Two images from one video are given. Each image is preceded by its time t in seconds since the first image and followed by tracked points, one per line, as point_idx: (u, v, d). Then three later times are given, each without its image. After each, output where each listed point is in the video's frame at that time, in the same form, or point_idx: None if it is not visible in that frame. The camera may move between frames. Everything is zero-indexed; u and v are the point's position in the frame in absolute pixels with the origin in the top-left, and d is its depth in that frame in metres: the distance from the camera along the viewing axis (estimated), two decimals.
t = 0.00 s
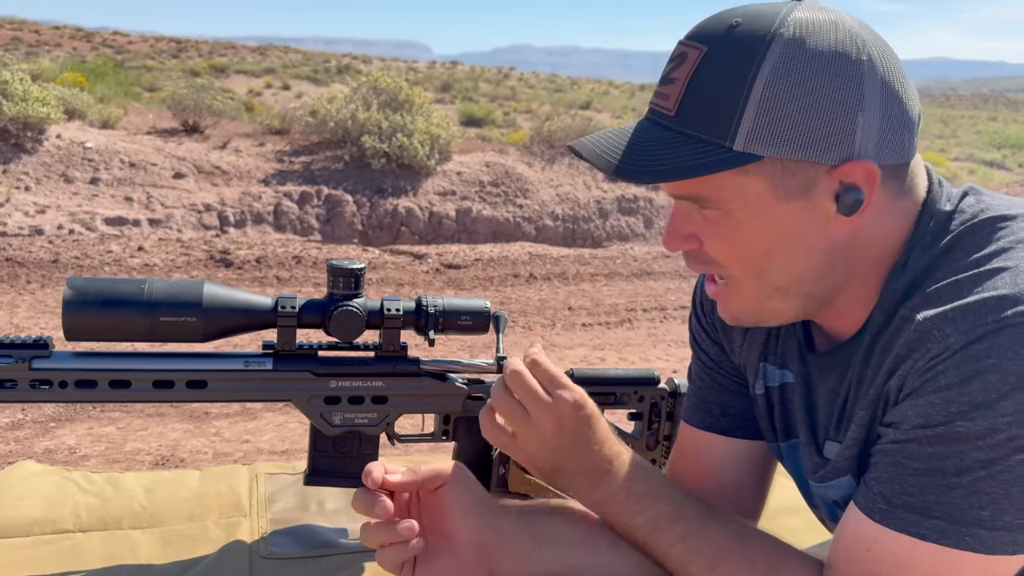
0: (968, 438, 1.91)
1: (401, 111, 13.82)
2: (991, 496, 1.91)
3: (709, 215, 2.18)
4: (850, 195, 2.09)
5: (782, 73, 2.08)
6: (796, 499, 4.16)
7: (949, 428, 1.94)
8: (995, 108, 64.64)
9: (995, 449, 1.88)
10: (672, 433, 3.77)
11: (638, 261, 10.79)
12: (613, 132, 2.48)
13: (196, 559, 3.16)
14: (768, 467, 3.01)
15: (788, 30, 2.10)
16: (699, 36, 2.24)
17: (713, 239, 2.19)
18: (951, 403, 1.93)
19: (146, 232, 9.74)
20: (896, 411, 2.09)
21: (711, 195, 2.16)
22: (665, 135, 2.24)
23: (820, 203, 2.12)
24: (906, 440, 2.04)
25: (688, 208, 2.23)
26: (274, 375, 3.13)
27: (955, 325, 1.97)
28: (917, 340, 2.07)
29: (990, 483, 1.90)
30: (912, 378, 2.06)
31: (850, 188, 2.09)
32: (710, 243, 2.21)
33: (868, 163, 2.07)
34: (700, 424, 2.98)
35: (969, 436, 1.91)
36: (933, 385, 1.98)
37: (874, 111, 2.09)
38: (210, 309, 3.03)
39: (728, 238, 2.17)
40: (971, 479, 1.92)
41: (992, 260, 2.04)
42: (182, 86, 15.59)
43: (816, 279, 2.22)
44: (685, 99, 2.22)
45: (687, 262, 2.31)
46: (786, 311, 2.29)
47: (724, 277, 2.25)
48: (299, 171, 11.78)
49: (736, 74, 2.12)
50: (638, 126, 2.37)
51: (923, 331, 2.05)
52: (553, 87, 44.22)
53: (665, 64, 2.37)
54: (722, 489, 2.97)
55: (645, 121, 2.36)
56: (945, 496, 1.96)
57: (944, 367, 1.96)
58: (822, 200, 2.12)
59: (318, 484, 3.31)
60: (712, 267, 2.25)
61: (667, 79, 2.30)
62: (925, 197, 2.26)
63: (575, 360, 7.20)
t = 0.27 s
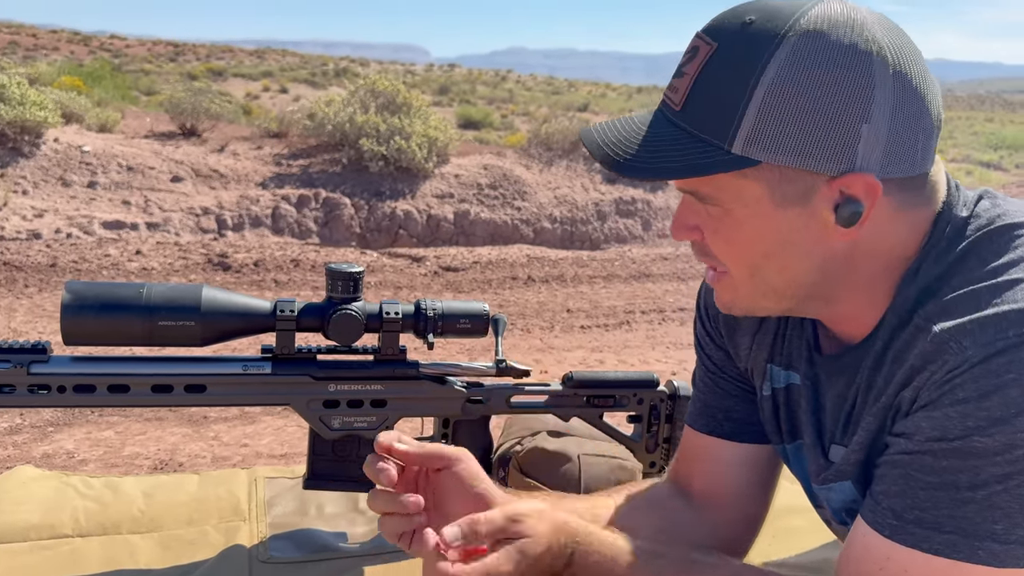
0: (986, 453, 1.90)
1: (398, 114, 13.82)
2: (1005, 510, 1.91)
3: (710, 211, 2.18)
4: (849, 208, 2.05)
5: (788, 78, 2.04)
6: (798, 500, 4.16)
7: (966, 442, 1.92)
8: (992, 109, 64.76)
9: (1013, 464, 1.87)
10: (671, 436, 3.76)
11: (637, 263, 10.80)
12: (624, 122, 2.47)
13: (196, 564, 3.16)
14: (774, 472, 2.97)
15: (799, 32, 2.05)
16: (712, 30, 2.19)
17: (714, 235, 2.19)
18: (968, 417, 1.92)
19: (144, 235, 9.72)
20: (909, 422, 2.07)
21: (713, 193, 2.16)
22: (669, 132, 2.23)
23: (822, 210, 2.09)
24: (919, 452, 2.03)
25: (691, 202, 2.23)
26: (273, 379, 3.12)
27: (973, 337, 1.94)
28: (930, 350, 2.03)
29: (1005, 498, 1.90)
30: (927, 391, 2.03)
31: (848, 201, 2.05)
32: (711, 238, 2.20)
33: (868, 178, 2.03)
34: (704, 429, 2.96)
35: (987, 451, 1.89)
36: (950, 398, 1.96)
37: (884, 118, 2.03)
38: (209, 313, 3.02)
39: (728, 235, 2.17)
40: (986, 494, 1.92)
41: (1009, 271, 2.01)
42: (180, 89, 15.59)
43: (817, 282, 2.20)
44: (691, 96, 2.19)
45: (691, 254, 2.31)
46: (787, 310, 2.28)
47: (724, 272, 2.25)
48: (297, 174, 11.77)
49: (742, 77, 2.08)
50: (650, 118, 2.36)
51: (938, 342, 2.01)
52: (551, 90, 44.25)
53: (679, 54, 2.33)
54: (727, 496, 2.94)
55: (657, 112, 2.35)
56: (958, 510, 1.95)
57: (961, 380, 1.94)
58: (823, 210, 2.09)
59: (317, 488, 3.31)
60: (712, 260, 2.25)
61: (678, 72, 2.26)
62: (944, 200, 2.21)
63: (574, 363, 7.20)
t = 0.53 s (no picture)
0: (997, 487, 1.68)
1: (396, 118, 13.82)
2: (1005, 546, 1.69)
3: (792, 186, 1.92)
4: (955, 202, 1.76)
5: (911, 47, 1.73)
6: (799, 505, 4.13)
7: (977, 472, 1.71)
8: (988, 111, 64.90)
9: None
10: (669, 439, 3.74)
11: (634, 266, 10.79)
12: (705, 79, 2.22)
13: (192, 571, 3.14)
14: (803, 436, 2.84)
15: None
16: None
17: (790, 212, 1.94)
18: (985, 448, 1.70)
19: (140, 240, 9.71)
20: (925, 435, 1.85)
21: (803, 167, 1.88)
22: (765, 98, 1.96)
23: (920, 202, 1.80)
24: (922, 468, 1.81)
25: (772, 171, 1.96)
26: (269, 385, 3.11)
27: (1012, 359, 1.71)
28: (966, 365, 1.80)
29: (1007, 534, 1.68)
30: (951, 406, 1.82)
31: (955, 195, 1.76)
32: (786, 214, 1.96)
33: (984, 172, 1.73)
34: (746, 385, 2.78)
35: (1000, 487, 1.68)
36: (967, 420, 1.75)
37: (1014, 104, 1.72)
38: (205, 319, 3.01)
39: (806, 215, 1.92)
40: (987, 527, 1.70)
41: None
42: (177, 93, 15.60)
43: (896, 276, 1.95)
44: (793, 60, 1.91)
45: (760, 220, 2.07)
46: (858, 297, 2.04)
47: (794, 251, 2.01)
48: (294, 178, 11.77)
49: (857, 41, 1.79)
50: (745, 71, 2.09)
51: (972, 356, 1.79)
52: (548, 93, 44.29)
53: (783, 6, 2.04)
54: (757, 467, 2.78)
55: (751, 67, 2.08)
56: (956, 536, 1.73)
57: (988, 406, 1.71)
58: (922, 202, 1.80)
59: (315, 494, 3.30)
60: (781, 233, 2.02)
61: (782, 28, 1.97)
62: None
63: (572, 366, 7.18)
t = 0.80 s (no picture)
0: (1006, 532, 1.90)
1: (392, 122, 13.79)
2: None
3: (857, 185, 2.03)
4: None
5: (1010, 56, 1.82)
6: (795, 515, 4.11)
7: (990, 516, 1.92)
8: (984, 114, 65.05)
9: None
10: (664, 449, 3.71)
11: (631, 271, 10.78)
12: (783, 58, 2.26)
13: None
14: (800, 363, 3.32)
15: None
16: None
17: (851, 213, 2.06)
18: (1000, 491, 1.92)
19: (136, 246, 9.68)
20: (942, 469, 2.09)
21: (874, 169, 1.99)
22: (856, 84, 2.02)
23: (989, 220, 1.95)
24: (938, 504, 2.03)
25: (837, 170, 2.07)
26: (260, 397, 3.08)
27: None
28: (992, 409, 2.03)
29: None
30: (967, 445, 2.06)
31: None
32: (843, 215, 2.08)
33: None
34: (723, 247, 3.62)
35: (1007, 530, 1.90)
36: (984, 463, 1.97)
37: None
38: (195, 331, 2.99)
39: (871, 217, 2.03)
40: (994, 569, 1.93)
41: None
42: (172, 98, 15.56)
43: (943, 287, 2.13)
44: (887, 50, 1.96)
45: (810, 217, 2.19)
46: (913, 303, 2.21)
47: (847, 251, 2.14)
48: (290, 183, 11.74)
49: (961, 41, 1.86)
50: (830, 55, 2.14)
51: (997, 403, 2.01)
52: (544, 96, 44.29)
53: None
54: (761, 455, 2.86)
55: (836, 51, 2.12)
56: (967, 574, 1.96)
57: (1005, 454, 1.93)
58: (996, 221, 1.95)
59: (306, 506, 3.28)
60: (833, 233, 2.14)
61: (872, 10, 2.02)
62: None
63: (568, 372, 7.16)
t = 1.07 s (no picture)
0: (1000, 539, 1.85)
1: (388, 128, 13.77)
2: None
3: (817, 224, 2.11)
4: (989, 244, 1.95)
5: (942, 87, 1.89)
6: (789, 528, 4.09)
7: (981, 524, 1.88)
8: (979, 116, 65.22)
9: None
10: (658, 463, 3.65)
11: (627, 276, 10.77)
12: (734, 111, 2.37)
13: None
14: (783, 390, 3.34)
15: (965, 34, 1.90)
16: (862, 16, 2.01)
17: (815, 252, 2.14)
18: (989, 499, 1.89)
19: (130, 253, 9.65)
20: (933, 482, 2.07)
21: (829, 207, 2.07)
22: (797, 126, 2.11)
23: (951, 245, 1.99)
24: (931, 516, 2.00)
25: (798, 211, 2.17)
26: (250, 413, 3.05)
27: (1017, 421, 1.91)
28: (977, 418, 2.02)
29: None
30: (956, 456, 2.04)
31: (988, 238, 1.95)
32: (810, 254, 2.16)
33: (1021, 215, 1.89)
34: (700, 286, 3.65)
35: (999, 538, 1.85)
36: (974, 472, 1.95)
37: None
38: (184, 347, 2.96)
39: (833, 254, 2.11)
40: None
41: None
42: (168, 104, 15.54)
43: (915, 314, 2.17)
44: (823, 92, 2.05)
45: (782, 257, 2.28)
46: (885, 332, 2.25)
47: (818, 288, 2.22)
48: (286, 189, 11.71)
49: (893, 77, 1.94)
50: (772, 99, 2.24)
51: (983, 411, 2.00)
52: (541, 100, 44.32)
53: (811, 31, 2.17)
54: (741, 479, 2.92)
55: (778, 95, 2.22)
56: None
57: (993, 461, 1.91)
58: (957, 245, 1.99)
59: (297, 522, 3.26)
60: (804, 272, 2.22)
61: (810, 56, 2.10)
62: None
63: (563, 380, 7.14)
